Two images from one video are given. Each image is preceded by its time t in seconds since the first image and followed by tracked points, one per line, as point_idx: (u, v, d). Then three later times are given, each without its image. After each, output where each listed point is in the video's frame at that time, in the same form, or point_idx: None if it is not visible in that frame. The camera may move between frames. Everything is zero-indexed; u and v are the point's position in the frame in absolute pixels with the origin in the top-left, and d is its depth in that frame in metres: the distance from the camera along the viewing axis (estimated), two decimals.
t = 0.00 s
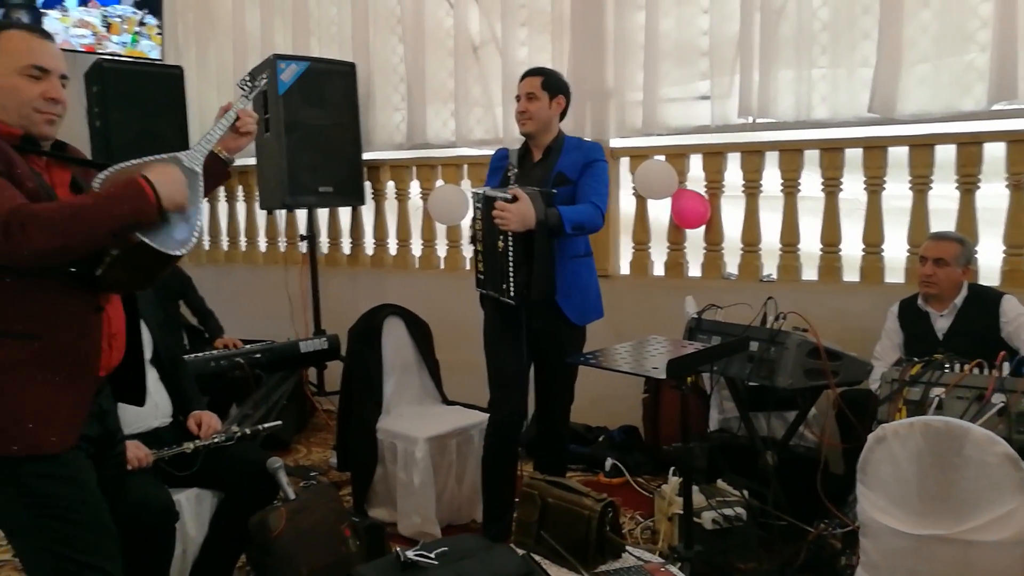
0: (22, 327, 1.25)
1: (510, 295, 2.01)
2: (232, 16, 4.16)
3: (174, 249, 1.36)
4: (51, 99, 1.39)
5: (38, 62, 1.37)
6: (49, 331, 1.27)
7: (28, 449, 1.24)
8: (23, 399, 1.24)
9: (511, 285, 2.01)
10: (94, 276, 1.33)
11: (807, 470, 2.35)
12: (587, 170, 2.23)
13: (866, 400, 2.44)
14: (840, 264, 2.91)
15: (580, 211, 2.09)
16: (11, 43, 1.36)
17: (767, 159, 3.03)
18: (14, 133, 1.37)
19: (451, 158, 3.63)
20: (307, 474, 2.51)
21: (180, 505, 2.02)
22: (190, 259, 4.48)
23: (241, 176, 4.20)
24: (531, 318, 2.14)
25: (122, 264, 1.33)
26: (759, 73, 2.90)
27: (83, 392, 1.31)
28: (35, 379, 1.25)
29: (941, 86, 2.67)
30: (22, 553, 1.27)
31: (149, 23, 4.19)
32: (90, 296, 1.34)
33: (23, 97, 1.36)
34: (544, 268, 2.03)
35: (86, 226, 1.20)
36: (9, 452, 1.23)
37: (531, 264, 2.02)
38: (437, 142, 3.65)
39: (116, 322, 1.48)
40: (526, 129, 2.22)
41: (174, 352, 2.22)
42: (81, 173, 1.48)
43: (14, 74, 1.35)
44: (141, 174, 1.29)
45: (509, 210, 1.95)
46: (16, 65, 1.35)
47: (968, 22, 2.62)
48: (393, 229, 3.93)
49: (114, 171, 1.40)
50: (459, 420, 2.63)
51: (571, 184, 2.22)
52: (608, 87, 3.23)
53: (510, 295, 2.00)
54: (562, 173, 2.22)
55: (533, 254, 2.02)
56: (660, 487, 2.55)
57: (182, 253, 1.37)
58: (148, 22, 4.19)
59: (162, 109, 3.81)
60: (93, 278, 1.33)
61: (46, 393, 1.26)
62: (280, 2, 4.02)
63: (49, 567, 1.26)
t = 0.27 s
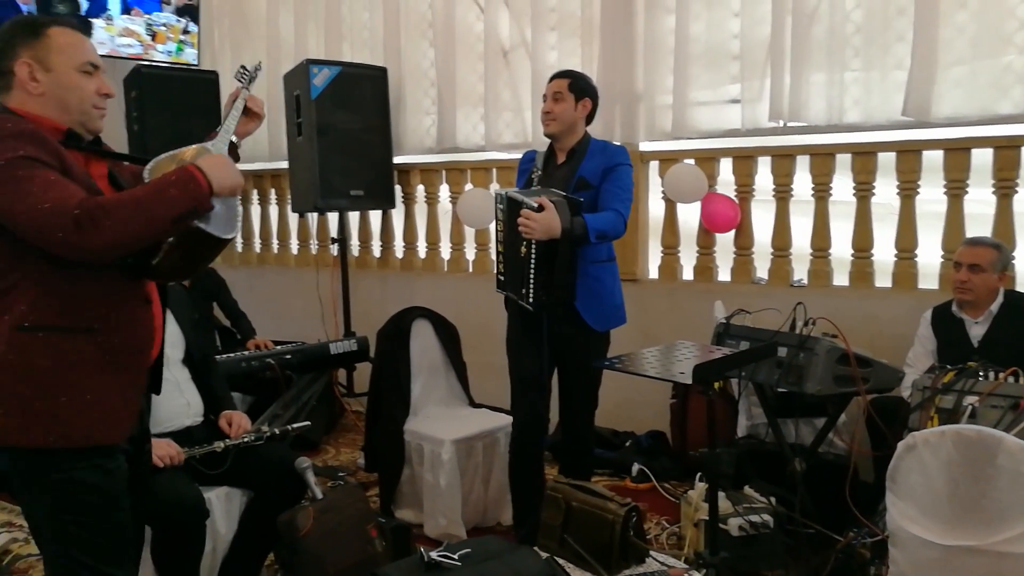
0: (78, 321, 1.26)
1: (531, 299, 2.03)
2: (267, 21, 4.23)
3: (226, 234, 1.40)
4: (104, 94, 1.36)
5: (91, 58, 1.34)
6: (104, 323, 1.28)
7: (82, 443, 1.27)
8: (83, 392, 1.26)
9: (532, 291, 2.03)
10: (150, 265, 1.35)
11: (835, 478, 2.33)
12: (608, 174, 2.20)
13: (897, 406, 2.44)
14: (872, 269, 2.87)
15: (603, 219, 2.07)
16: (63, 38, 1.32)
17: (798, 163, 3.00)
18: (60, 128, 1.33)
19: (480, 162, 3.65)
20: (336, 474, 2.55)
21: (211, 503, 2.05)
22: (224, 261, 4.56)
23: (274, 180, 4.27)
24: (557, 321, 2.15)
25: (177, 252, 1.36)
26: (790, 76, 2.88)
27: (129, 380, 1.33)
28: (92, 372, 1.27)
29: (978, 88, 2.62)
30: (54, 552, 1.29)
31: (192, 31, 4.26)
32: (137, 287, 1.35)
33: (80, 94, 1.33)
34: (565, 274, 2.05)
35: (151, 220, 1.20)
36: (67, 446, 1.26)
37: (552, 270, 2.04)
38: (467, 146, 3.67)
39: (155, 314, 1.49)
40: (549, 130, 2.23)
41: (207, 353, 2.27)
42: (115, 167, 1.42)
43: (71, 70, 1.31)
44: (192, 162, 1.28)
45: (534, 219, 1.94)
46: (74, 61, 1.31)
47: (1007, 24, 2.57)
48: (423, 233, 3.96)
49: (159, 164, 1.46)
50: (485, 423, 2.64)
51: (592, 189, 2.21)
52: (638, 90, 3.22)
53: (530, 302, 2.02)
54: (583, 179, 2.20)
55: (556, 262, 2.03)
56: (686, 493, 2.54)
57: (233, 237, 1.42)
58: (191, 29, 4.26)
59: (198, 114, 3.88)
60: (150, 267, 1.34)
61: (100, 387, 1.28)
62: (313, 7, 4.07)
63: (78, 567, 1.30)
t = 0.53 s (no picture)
0: (104, 328, 1.26)
1: (522, 312, 2.06)
2: (271, 26, 4.25)
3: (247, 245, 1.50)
4: (104, 91, 1.33)
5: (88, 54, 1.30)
6: (128, 329, 1.28)
7: (110, 450, 1.27)
8: (113, 400, 1.26)
9: (522, 304, 2.05)
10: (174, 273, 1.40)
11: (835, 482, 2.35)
12: (599, 177, 2.19)
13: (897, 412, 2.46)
14: (873, 273, 2.87)
15: (592, 228, 2.06)
16: (66, 37, 1.27)
17: (799, 167, 3.00)
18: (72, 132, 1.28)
19: (483, 166, 3.66)
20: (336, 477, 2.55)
21: (211, 506, 2.06)
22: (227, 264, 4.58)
23: (277, 183, 4.29)
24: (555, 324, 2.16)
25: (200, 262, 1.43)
26: (791, 81, 2.88)
27: (154, 387, 1.33)
28: (120, 377, 1.27)
29: (980, 92, 2.62)
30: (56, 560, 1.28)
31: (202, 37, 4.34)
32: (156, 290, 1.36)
33: (86, 94, 1.29)
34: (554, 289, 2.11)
35: (198, 231, 1.23)
36: (96, 453, 1.26)
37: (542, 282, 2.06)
38: (469, 150, 3.69)
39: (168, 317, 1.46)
40: (538, 134, 2.24)
41: (208, 357, 2.29)
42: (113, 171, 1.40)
43: (78, 70, 1.28)
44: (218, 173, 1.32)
45: (522, 238, 1.93)
46: (77, 61, 1.27)
47: (1008, 28, 2.57)
48: (425, 236, 3.97)
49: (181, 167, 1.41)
50: (485, 426, 2.65)
51: (583, 194, 2.20)
52: (640, 94, 3.23)
53: (522, 315, 2.05)
54: (574, 183, 2.20)
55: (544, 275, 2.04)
56: (686, 496, 2.54)
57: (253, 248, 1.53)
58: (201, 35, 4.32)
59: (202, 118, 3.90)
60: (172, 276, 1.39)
61: (127, 392, 1.28)
62: (317, 12, 4.10)
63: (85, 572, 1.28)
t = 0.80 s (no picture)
0: (119, 316, 1.19)
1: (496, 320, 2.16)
2: (262, 23, 4.24)
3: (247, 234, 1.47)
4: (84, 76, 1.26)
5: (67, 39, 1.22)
6: (140, 318, 1.22)
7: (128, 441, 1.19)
8: (132, 390, 1.19)
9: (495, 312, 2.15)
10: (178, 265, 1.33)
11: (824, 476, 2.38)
12: (570, 176, 2.18)
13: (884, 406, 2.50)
14: (862, 269, 2.88)
15: (560, 235, 2.05)
16: (44, 21, 1.19)
17: (789, 163, 3.02)
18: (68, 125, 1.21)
19: (474, 163, 3.67)
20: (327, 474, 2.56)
21: (201, 503, 2.07)
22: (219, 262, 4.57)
23: (269, 180, 4.28)
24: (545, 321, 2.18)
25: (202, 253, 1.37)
26: (781, 78, 2.89)
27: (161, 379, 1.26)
28: (135, 366, 1.20)
29: (967, 89, 2.64)
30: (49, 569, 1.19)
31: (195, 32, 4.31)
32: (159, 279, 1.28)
33: (71, 81, 1.22)
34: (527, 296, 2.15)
35: (217, 223, 1.21)
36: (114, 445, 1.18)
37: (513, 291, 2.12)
38: (460, 147, 3.69)
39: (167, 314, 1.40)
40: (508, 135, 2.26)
41: (199, 355, 2.30)
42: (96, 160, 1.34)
43: (61, 56, 1.21)
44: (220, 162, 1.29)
45: (488, 254, 1.98)
46: (59, 46, 1.20)
47: (994, 26, 2.59)
48: (417, 233, 3.97)
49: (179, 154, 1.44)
50: (477, 422, 2.65)
51: (555, 194, 2.19)
52: (630, 91, 3.23)
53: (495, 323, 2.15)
54: (546, 182, 2.19)
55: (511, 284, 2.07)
56: (676, 491, 2.55)
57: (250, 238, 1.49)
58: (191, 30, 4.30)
59: (192, 115, 3.89)
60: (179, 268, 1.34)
61: (142, 381, 1.21)
62: (308, 9, 4.09)
63: None
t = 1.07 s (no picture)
0: (138, 316, 1.20)
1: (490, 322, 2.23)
2: (270, 25, 4.26)
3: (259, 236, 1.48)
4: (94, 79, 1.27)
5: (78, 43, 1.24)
6: (158, 318, 1.23)
7: (150, 441, 1.21)
8: (154, 389, 1.21)
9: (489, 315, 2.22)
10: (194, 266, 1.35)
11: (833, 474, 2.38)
12: (565, 175, 2.15)
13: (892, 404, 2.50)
14: (871, 267, 2.87)
15: (546, 237, 2.02)
16: (57, 25, 1.21)
17: (797, 161, 3.01)
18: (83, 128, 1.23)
19: (482, 163, 3.68)
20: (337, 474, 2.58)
21: (212, 503, 2.09)
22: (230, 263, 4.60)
23: (278, 182, 4.31)
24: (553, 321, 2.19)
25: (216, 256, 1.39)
26: (788, 76, 2.89)
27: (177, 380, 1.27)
28: (155, 367, 1.22)
29: (976, 86, 2.62)
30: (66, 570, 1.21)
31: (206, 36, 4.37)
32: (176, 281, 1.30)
33: (83, 85, 1.24)
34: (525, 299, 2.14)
35: (235, 222, 1.23)
36: (137, 444, 1.20)
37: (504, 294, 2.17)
38: (468, 147, 3.70)
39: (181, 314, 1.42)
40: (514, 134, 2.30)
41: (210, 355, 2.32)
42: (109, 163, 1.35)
43: (73, 60, 1.22)
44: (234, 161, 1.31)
45: (469, 260, 2.02)
46: (71, 50, 1.21)
47: (1003, 22, 2.57)
48: (425, 233, 3.98)
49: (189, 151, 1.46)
50: (485, 421, 2.66)
51: (552, 194, 2.17)
52: (638, 90, 3.24)
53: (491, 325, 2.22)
54: (544, 183, 2.18)
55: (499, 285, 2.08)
56: (685, 490, 2.55)
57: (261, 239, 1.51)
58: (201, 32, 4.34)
59: (202, 117, 3.92)
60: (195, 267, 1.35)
61: (162, 381, 1.22)
62: (316, 11, 4.11)
63: None
